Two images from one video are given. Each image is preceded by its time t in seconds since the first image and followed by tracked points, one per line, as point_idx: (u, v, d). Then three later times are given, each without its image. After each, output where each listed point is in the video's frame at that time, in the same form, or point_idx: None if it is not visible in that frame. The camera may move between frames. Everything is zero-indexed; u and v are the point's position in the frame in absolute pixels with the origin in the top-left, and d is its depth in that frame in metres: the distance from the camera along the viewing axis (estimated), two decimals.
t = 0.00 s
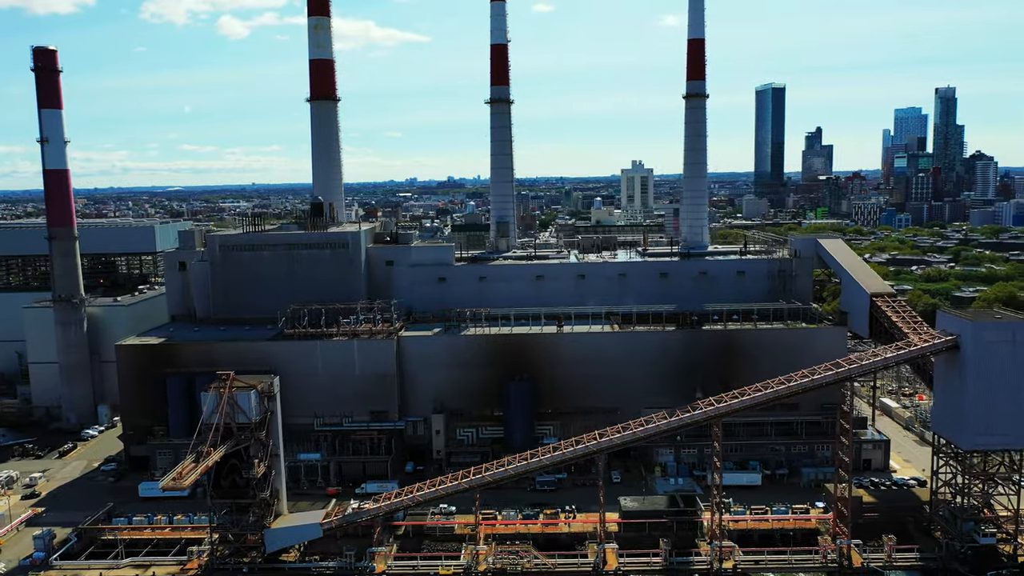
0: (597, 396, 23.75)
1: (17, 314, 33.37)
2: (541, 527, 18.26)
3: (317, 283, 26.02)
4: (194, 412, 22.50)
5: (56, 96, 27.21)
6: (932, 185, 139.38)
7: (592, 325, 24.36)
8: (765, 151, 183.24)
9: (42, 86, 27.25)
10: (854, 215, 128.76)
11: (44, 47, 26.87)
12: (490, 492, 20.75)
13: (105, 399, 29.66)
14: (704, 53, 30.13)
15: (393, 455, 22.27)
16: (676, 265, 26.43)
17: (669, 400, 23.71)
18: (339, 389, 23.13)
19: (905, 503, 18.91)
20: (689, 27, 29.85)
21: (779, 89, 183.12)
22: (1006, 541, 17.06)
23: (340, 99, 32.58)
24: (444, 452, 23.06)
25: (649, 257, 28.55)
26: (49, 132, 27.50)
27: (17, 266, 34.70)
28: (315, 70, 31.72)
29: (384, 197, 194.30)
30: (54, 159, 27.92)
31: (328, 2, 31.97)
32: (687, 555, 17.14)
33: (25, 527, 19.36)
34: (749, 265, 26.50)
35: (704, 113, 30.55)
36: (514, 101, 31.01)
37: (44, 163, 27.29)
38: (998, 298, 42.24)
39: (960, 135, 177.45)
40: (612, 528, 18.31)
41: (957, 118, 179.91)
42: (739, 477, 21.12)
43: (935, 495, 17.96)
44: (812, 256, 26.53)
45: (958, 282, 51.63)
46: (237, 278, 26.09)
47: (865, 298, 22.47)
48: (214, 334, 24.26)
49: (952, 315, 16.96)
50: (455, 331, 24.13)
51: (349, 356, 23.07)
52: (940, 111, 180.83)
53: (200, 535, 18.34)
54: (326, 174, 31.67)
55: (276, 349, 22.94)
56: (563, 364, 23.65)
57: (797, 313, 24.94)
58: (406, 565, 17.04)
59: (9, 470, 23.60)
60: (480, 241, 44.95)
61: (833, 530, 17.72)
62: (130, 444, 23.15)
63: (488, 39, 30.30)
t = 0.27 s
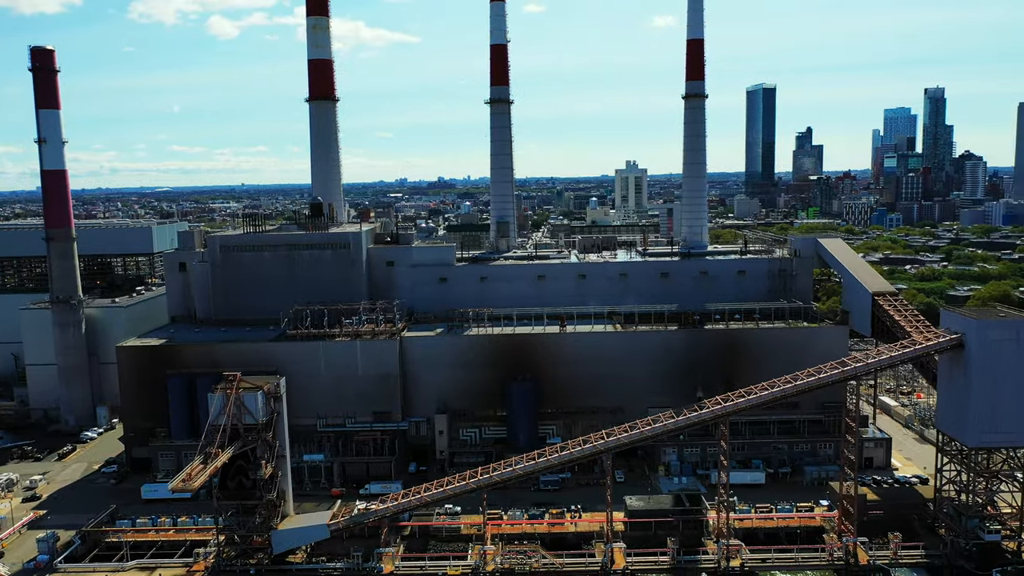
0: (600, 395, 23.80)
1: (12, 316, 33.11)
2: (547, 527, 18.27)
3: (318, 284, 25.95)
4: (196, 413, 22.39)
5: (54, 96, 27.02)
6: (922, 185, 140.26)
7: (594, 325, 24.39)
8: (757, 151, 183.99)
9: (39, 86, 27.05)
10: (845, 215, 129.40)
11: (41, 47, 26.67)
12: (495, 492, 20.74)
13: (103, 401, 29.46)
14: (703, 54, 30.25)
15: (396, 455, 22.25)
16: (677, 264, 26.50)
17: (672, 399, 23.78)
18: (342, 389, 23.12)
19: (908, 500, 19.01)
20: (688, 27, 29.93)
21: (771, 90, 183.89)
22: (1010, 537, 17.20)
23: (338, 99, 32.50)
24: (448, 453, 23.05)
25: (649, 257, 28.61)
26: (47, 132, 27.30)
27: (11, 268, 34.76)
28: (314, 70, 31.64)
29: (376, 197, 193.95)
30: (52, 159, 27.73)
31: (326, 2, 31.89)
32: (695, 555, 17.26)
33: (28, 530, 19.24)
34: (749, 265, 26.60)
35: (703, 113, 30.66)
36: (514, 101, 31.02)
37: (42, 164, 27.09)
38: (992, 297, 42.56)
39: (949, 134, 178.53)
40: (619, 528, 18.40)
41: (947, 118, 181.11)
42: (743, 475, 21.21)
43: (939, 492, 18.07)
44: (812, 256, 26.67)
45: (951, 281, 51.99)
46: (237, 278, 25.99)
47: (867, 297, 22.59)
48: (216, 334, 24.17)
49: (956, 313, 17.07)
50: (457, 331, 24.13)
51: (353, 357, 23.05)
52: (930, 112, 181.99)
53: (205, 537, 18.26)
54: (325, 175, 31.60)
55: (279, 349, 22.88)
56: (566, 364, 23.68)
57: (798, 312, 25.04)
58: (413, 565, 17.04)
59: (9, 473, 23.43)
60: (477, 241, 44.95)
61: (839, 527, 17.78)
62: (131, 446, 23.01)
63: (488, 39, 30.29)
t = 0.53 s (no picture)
0: (603, 395, 23.83)
1: (8, 317, 32.87)
2: (554, 527, 18.27)
3: (320, 285, 25.89)
4: (199, 415, 22.30)
5: (52, 96, 26.84)
6: (913, 184, 141.12)
7: (597, 325, 24.42)
8: (749, 151, 184.62)
9: (37, 86, 26.85)
10: (837, 215, 130.02)
11: (39, 47, 26.47)
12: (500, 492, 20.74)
13: (102, 403, 29.28)
14: (702, 54, 30.36)
15: (401, 456, 22.22)
16: (678, 264, 26.57)
17: (675, 399, 23.83)
18: (345, 390, 23.10)
19: (912, 498, 19.11)
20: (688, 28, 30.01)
21: (762, 90, 184.61)
22: (1014, 534, 17.32)
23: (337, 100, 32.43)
24: (451, 453, 23.03)
25: (650, 257, 28.67)
26: (45, 132, 27.11)
27: (8, 269, 34.75)
28: (313, 70, 31.57)
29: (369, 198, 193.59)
30: (51, 160, 27.54)
31: (326, 2, 31.81)
32: (703, 554, 17.24)
33: (31, 533, 19.12)
34: (750, 264, 26.68)
35: (702, 113, 30.77)
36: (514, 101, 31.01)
37: (40, 164, 26.90)
38: (986, 295, 42.87)
39: (939, 134, 179.59)
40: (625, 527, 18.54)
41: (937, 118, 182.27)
42: (747, 474, 21.28)
43: (943, 490, 18.18)
44: (812, 255, 26.80)
45: (945, 280, 52.35)
46: (238, 279, 25.88)
47: (869, 296, 22.70)
48: (217, 336, 24.07)
49: (961, 312, 17.18)
50: (460, 331, 24.12)
51: (356, 357, 23.01)
52: (921, 112, 183.10)
53: (211, 539, 18.21)
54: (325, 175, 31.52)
55: (282, 350, 22.82)
56: (569, 364, 23.70)
57: (799, 311, 25.14)
58: (422, 565, 17.04)
59: (9, 476, 23.26)
60: (474, 241, 44.92)
61: (845, 525, 17.87)
62: (132, 448, 22.87)
63: (488, 39, 30.30)
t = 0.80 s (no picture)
0: (606, 395, 23.87)
1: (4, 319, 32.61)
2: (560, 526, 18.29)
3: (321, 285, 25.83)
4: (201, 416, 22.20)
5: (50, 96, 26.66)
6: (904, 185, 142.00)
7: (599, 325, 24.46)
8: (740, 151, 185.28)
9: (35, 86, 26.65)
10: (828, 215, 130.64)
11: (37, 46, 26.28)
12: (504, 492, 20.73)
13: (100, 404, 29.10)
14: (701, 55, 30.46)
15: (404, 457, 22.18)
16: (679, 264, 26.63)
17: (677, 398, 23.89)
18: (348, 390, 23.05)
19: (916, 496, 19.22)
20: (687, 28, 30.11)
21: (753, 91, 185.35)
22: (1018, 531, 17.43)
23: (336, 100, 32.35)
24: (454, 453, 23.01)
25: (650, 257, 28.73)
26: (43, 132, 26.93)
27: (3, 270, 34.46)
28: (312, 70, 31.49)
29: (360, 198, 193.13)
30: (48, 160, 27.36)
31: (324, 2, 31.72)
32: (709, 552, 17.35)
33: (34, 536, 18.99)
34: (751, 264, 26.78)
35: (701, 114, 30.88)
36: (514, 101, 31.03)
37: (38, 165, 26.70)
38: (980, 294, 43.23)
39: (929, 135, 180.71)
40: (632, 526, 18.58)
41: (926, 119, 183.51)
42: (750, 473, 21.35)
43: (947, 488, 18.29)
44: (812, 255, 26.94)
45: (939, 280, 52.74)
46: (239, 280, 25.79)
47: (870, 295, 22.82)
48: (219, 336, 23.97)
49: (965, 311, 17.31)
50: (463, 331, 24.11)
51: (359, 358, 22.96)
52: (910, 112, 184.34)
53: (216, 541, 18.14)
54: (324, 175, 31.42)
55: (284, 351, 22.76)
56: (572, 364, 23.72)
57: (800, 311, 25.25)
58: (429, 566, 17.02)
59: (8, 478, 23.09)
60: (471, 241, 44.92)
61: (850, 523, 17.96)
62: (133, 450, 22.76)
63: (487, 39, 30.30)
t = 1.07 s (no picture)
0: (608, 394, 23.94)
1: None
2: (565, 526, 18.32)
3: (322, 285, 25.76)
4: (203, 417, 22.14)
5: (48, 96, 26.49)
6: (895, 184, 142.83)
7: (602, 325, 24.51)
8: (732, 151, 185.88)
9: (32, 85, 26.46)
10: (820, 215, 131.23)
11: (35, 46, 26.09)
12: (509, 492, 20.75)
13: (99, 406, 28.92)
14: (700, 55, 30.56)
15: (408, 457, 22.25)
16: (680, 264, 26.70)
17: (679, 397, 23.98)
18: (351, 391, 23.03)
19: (919, 493, 19.35)
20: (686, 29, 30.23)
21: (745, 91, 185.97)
22: (1021, 528, 17.56)
23: (335, 100, 32.29)
24: (458, 453, 22.99)
25: (650, 257, 28.79)
26: (41, 132, 26.75)
27: None
28: (311, 70, 31.41)
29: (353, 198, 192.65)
30: (46, 160, 27.18)
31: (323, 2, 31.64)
32: (716, 550, 17.37)
33: (37, 538, 18.87)
34: (752, 263, 26.86)
35: (701, 114, 30.97)
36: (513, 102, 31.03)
37: (36, 165, 26.52)
38: (975, 293, 43.55)
39: (919, 135, 181.80)
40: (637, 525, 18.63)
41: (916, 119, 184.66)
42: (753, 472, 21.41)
43: (951, 485, 18.43)
44: (811, 254, 27.10)
45: (933, 279, 53.10)
46: (240, 280, 25.69)
47: (872, 295, 22.94)
48: (220, 337, 23.89)
49: (969, 310, 17.47)
50: (466, 332, 24.12)
51: (362, 358, 22.94)
52: (900, 113, 185.43)
53: (221, 542, 18.09)
54: (323, 175, 31.35)
55: (287, 352, 22.70)
56: (575, 364, 23.76)
57: (801, 310, 25.37)
58: (437, 566, 17.02)
59: (8, 480, 22.93)
60: (469, 241, 44.92)
61: (855, 520, 18.07)
62: (135, 451, 22.65)
63: (487, 39, 30.30)
